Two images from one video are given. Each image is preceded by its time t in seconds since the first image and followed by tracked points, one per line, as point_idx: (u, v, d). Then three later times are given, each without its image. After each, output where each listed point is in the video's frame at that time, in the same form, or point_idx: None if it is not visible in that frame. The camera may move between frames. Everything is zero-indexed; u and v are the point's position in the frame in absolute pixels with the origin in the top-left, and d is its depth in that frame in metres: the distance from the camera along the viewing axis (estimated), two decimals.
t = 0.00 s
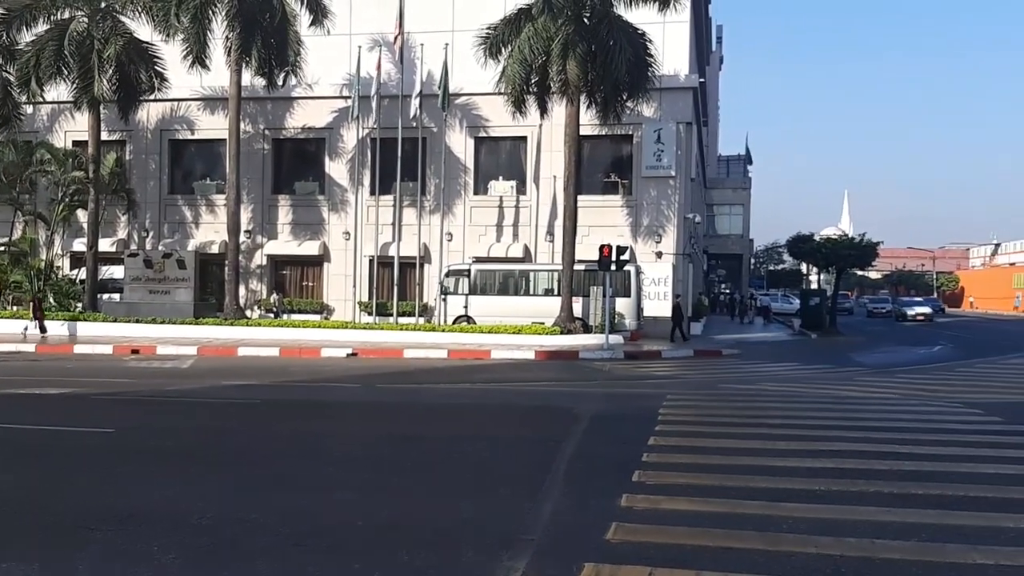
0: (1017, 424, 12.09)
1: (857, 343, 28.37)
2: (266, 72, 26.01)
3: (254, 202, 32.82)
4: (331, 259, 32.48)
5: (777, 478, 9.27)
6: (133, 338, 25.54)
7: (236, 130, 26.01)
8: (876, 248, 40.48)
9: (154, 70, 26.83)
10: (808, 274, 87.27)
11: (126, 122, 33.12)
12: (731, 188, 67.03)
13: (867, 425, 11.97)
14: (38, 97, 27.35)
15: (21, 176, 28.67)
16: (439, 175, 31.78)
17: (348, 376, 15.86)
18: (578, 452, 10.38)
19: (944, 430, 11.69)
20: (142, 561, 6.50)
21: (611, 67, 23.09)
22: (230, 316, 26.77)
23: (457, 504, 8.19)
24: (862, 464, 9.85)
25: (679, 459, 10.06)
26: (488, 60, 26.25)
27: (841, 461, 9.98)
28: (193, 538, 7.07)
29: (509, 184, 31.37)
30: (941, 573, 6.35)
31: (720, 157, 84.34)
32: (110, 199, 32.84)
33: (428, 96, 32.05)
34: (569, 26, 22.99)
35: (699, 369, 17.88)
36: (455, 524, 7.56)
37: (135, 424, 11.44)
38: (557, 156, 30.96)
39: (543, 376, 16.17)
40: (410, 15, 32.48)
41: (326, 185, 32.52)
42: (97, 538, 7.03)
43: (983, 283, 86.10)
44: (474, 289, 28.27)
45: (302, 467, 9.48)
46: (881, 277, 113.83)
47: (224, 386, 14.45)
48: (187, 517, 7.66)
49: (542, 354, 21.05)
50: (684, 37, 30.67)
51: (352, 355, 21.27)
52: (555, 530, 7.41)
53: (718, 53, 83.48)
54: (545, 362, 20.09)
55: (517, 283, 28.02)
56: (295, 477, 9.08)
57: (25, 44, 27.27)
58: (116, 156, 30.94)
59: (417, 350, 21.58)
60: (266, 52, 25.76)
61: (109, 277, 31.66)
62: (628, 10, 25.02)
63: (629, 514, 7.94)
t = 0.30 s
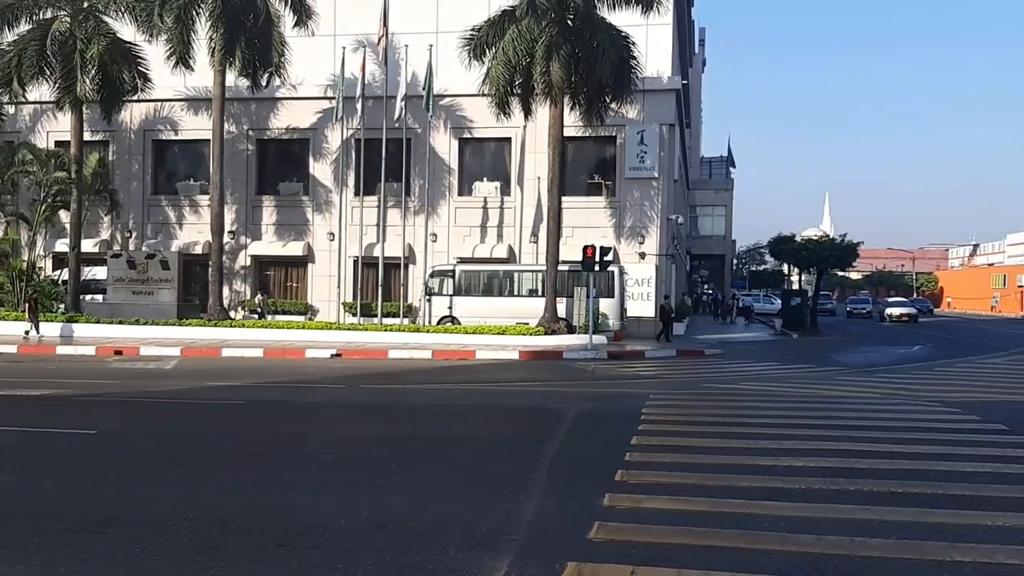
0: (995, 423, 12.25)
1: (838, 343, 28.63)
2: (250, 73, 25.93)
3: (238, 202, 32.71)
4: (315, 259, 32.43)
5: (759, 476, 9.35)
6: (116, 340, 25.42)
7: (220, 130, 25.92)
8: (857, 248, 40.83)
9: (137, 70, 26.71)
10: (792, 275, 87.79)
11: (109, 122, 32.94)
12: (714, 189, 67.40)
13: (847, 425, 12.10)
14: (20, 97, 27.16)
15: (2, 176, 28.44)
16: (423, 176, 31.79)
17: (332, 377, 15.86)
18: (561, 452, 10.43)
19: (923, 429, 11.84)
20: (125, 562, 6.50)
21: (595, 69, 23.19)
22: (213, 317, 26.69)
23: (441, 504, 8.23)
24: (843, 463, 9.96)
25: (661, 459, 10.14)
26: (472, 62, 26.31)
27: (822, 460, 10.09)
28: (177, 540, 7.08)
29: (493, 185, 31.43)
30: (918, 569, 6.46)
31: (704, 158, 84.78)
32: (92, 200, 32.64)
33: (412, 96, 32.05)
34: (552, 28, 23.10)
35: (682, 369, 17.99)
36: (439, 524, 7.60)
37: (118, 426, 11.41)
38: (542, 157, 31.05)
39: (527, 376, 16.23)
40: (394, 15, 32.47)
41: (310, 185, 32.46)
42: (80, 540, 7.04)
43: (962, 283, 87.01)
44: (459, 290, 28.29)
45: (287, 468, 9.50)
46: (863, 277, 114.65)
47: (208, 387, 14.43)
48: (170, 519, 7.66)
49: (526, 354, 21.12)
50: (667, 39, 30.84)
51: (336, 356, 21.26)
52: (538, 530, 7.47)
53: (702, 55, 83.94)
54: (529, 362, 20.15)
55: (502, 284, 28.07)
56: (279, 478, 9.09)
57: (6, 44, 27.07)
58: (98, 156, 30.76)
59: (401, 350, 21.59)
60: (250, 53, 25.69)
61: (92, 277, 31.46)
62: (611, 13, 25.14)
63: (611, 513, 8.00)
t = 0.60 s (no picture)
0: (973, 421, 12.36)
1: (818, 342, 28.83)
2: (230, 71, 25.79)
3: (218, 201, 32.52)
4: (296, 259, 32.29)
5: (739, 475, 9.39)
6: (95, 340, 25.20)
7: (200, 129, 25.75)
8: (837, 248, 41.13)
9: (116, 68, 26.51)
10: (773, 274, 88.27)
11: (87, 121, 32.66)
12: (696, 189, 67.71)
13: (828, 423, 12.16)
14: None
15: None
16: (405, 175, 31.72)
17: (314, 377, 15.79)
18: (543, 452, 10.43)
19: (902, 427, 11.93)
20: (103, 565, 6.44)
21: (576, 69, 23.23)
22: (193, 317, 26.51)
23: (422, 505, 8.21)
24: (822, 462, 10.02)
25: (643, 458, 10.15)
26: (454, 61, 26.30)
27: (802, 458, 10.14)
28: (156, 541, 7.02)
29: (475, 185, 31.40)
30: (898, 567, 6.50)
31: (686, 159, 85.13)
32: (70, 199, 32.34)
33: (394, 95, 31.96)
34: (534, 28, 23.13)
35: (665, 369, 18.03)
36: (419, 525, 7.59)
37: (97, 427, 11.31)
38: (524, 157, 31.07)
39: (509, 376, 16.22)
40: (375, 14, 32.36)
41: (290, 185, 32.33)
42: (57, 542, 6.97)
43: (941, 282, 87.86)
44: (441, 290, 28.25)
45: (268, 469, 9.44)
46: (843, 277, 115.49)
47: (189, 388, 14.33)
48: (149, 520, 7.60)
49: (509, 354, 21.12)
50: (648, 39, 30.92)
51: (318, 356, 21.18)
52: (520, 530, 7.46)
53: (683, 56, 84.30)
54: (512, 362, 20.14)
55: (484, 283, 28.06)
56: (260, 479, 9.04)
57: None
58: (77, 155, 30.47)
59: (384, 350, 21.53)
60: (230, 51, 25.55)
61: (70, 278, 31.16)
62: (593, 13, 25.19)
63: (593, 513, 8.00)
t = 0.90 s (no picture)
0: (953, 419, 12.49)
1: (800, 342, 28.99)
2: (211, 70, 25.64)
3: (199, 201, 32.33)
4: (278, 259, 32.17)
5: (721, 474, 9.44)
6: (75, 342, 25.00)
7: (181, 128, 25.58)
8: (818, 247, 41.39)
9: (96, 68, 26.34)
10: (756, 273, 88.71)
11: (66, 120, 32.38)
12: (678, 189, 67.98)
13: (809, 422, 12.24)
14: None
15: None
16: (388, 175, 31.64)
17: (297, 378, 15.73)
18: (526, 451, 10.44)
19: (883, 425, 12.03)
20: (82, 567, 6.39)
21: (559, 69, 23.26)
22: (174, 318, 26.36)
23: (405, 505, 8.20)
24: (804, 460, 10.09)
25: (626, 457, 10.18)
26: (437, 61, 26.27)
27: (784, 457, 10.20)
28: (137, 543, 6.98)
29: (459, 185, 31.38)
30: (878, 564, 6.55)
31: (669, 159, 85.40)
32: (49, 199, 32.05)
33: (376, 95, 31.88)
34: (518, 28, 23.15)
35: (647, 368, 18.09)
36: (402, 525, 7.58)
37: (77, 428, 11.22)
38: (507, 157, 31.09)
39: (493, 376, 16.23)
40: (357, 14, 32.27)
41: (272, 184, 32.19)
42: (35, 544, 6.92)
43: (922, 281, 88.62)
44: (424, 290, 28.22)
45: (250, 470, 9.40)
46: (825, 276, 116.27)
47: (170, 389, 14.24)
48: (129, 522, 7.55)
49: (492, 354, 21.12)
50: (631, 39, 31.00)
51: (301, 356, 21.11)
52: (502, 530, 7.47)
53: (665, 56, 84.59)
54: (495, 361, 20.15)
55: (467, 283, 28.06)
56: (241, 480, 9.00)
57: None
58: (56, 154, 30.20)
59: (367, 351, 21.47)
60: (211, 50, 25.42)
61: (49, 278, 30.90)
62: (575, 13, 25.22)
63: (575, 512, 8.01)
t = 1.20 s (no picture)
0: (929, 416, 12.63)
1: (778, 340, 29.20)
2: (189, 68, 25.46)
3: (177, 200, 32.09)
4: (257, 257, 32.00)
5: (700, 471, 9.50)
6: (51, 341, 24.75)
7: (159, 126, 25.40)
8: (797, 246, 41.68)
9: (71, 64, 26.12)
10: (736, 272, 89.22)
11: (42, 118, 32.03)
12: (658, 188, 68.24)
13: (788, 419, 12.34)
14: None
15: None
16: (368, 174, 31.54)
17: (276, 378, 15.65)
18: (507, 450, 10.45)
19: (861, 423, 12.14)
20: (59, 568, 6.33)
21: (539, 68, 23.29)
22: (152, 317, 26.15)
23: (386, 505, 8.18)
24: (783, 457, 10.16)
25: (607, 455, 10.21)
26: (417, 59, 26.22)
27: (763, 454, 10.27)
28: (114, 544, 6.93)
29: (439, 183, 31.33)
30: (855, 560, 6.61)
31: (649, 158, 85.71)
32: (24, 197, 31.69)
33: (356, 93, 31.78)
34: (498, 26, 23.17)
35: (628, 366, 18.16)
36: (383, 524, 7.56)
37: (54, 429, 11.10)
38: (487, 156, 31.10)
39: (474, 375, 16.22)
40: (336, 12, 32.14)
41: (251, 183, 32.00)
42: (11, 546, 6.85)
43: (900, 279, 89.53)
44: (404, 288, 28.17)
45: (229, 470, 9.34)
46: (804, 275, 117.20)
47: (148, 388, 14.13)
48: (107, 523, 7.48)
49: (473, 353, 21.09)
50: (610, 38, 31.08)
51: (281, 355, 21.00)
52: (483, 529, 7.47)
53: (645, 56, 84.91)
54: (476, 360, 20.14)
55: (448, 282, 28.03)
56: (221, 480, 8.94)
57: None
58: (31, 152, 29.87)
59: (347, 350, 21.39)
60: (189, 47, 25.25)
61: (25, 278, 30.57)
62: (556, 12, 25.26)
63: (556, 511, 8.03)
